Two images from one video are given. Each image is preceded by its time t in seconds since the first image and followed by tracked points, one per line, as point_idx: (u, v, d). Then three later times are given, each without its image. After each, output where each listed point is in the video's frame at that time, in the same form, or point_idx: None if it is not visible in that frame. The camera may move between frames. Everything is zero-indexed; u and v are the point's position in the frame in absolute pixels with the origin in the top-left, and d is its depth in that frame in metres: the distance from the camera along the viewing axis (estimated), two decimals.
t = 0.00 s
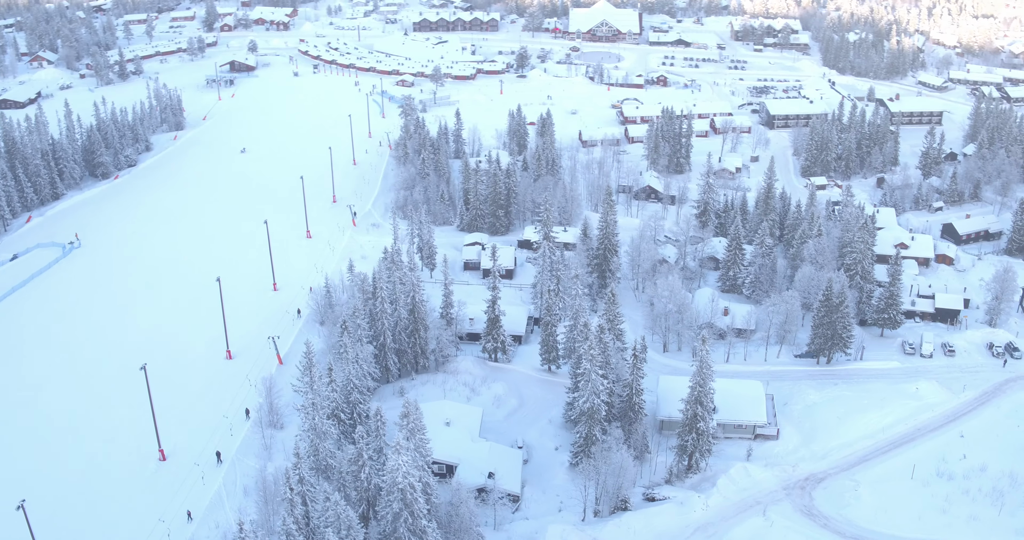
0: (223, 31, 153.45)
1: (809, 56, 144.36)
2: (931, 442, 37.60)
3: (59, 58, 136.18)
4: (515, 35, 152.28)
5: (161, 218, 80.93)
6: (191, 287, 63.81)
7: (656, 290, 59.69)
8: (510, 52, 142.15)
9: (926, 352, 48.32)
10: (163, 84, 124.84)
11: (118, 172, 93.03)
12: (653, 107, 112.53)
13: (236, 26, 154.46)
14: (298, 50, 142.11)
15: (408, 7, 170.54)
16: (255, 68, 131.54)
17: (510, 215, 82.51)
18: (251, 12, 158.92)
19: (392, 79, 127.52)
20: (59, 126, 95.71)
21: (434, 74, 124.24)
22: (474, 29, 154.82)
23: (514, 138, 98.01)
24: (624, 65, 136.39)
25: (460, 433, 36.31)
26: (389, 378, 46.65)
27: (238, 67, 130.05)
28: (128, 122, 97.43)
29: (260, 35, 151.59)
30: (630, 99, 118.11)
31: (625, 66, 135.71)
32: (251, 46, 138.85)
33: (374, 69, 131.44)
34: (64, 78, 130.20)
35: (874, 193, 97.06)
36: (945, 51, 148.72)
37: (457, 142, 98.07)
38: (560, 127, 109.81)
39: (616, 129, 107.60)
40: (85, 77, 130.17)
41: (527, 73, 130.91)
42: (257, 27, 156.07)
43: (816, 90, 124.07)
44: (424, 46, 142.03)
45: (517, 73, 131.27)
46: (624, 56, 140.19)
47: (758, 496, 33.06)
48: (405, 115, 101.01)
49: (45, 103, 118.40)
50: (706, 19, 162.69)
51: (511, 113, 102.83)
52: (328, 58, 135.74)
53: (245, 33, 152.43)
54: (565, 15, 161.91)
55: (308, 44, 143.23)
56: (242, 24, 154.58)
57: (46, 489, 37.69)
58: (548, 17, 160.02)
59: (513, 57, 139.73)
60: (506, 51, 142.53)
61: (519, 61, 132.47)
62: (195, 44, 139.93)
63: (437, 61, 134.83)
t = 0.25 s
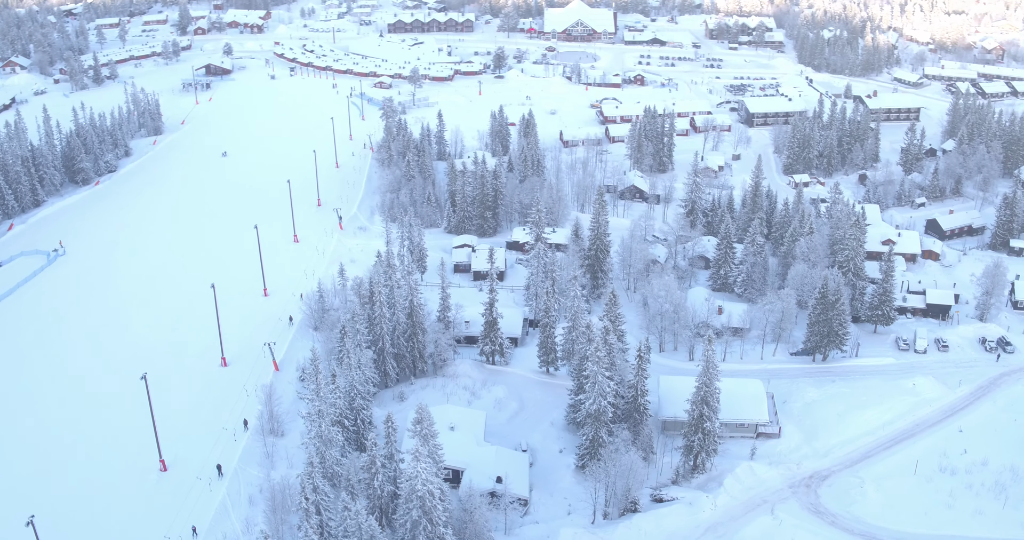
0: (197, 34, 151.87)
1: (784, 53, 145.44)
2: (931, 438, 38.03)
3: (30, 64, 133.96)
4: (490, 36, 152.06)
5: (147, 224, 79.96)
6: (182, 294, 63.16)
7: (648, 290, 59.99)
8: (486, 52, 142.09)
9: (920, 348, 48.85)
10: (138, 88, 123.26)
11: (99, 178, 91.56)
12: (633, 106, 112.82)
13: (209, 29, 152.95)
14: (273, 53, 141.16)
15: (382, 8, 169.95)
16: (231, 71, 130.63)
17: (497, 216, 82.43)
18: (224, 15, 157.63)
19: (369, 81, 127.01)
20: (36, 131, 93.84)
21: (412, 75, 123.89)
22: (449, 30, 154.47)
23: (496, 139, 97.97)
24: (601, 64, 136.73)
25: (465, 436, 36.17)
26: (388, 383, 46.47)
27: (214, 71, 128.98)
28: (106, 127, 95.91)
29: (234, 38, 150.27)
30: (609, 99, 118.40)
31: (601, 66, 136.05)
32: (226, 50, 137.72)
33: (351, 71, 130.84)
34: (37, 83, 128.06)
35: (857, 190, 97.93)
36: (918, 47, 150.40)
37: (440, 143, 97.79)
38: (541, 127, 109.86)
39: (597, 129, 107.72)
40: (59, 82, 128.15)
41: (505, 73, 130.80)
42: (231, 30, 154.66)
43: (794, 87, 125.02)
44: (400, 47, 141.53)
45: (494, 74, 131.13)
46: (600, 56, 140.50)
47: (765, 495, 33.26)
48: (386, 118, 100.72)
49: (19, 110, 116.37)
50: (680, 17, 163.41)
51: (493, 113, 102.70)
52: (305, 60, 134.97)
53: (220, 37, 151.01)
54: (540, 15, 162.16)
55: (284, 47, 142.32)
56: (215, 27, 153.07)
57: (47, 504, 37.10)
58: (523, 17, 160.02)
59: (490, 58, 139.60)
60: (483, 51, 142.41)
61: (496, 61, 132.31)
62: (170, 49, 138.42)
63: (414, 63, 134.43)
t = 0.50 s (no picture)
0: (170, 38, 150.14)
1: (759, 51, 146.51)
2: (931, 433, 38.45)
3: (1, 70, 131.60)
4: (465, 37, 151.79)
5: (133, 230, 78.97)
6: (173, 301, 62.50)
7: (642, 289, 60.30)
8: (461, 54, 141.94)
9: (914, 343, 49.39)
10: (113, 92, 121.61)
11: (79, 184, 90.06)
12: (612, 106, 113.08)
13: (182, 33, 151.32)
14: (248, 57, 140.10)
15: (355, 11, 169.20)
16: (206, 75, 129.51)
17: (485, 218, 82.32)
18: (197, 19, 156.05)
19: (346, 84, 126.43)
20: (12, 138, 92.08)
21: (390, 77, 123.45)
22: (424, 31, 154.09)
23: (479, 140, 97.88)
24: (577, 64, 136.98)
25: (471, 441, 36.06)
26: (387, 388, 46.28)
27: (189, 75, 127.77)
28: (85, 132, 94.41)
29: (208, 42, 148.82)
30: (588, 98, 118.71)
31: (577, 65, 136.31)
32: (200, 53, 136.46)
33: (328, 73, 130.24)
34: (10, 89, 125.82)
35: (840, 186, 98.79)
36: (891, 43, 152.16)
37: (422, 145, 97.56)
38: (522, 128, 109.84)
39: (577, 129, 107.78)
40: (32, 88, 126.00)
41: (483, 74, 130.60)
42: (204, 34, 153.12)
43: (771, 85, 126.01)
44: (375, 49, 140.99)
45: (472, 74, 130.89)
46: (576, 55, 140.72)
47: (772, 493, 33.45)
48: (367, 120, 100.41)
49: None
50: (654, 16, 164.07)
51: (475, 115, 102.55)
52: (281, 63, 134.09)
53: (193, 40, 149.44)
54: (514, 15, 162.01)
55: (258, 50, 141.35)
56: (188, 31, 151.45)
57: (49, 518, 36.52)
58: (497, 18, 160.00)
59: (466, 59, 139.49)
60: (458, 53, 142.25)
61: (473, 62, 132.09)
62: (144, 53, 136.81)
63: (390, 64, 133.99)
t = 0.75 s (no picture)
0: (142, 43, 148.23)
1: (733, 49, 147.44)
2: (931, 428, 38.86)
3: None
4: (439, 38, 151.36)
5: (117, 235, 77.88)
6: (163, 307, 61.75)
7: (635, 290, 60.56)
8: (437, 55, 141.59)
9: (907, 339, 49.90)
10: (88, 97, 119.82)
11: (58, 192, 88.44)
12: (591, 106, 113.23)
13: (155, 38, 149.56)
14: (223, 61, 138.90)
15: (327, 13, 168.29)
16: (182, 79, 128.23)
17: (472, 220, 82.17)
18: (169, 23, 154.31)
19: (323, 87, 125.72)
20: None
21: (368, 80, 122.87)
22: (398, 33, 153.56)
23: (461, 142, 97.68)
24: (553, 64, 137.14)
25: (477, 444, 35.94)
26: (387, 393, 46.09)
27: (164, 79, 126.38)
28: (62, 138, 92.72)
29: (181, 46, 147.23)
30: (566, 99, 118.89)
31: (553, 66, 136.45)
32: (174, 58, 135.07)
33: (304, 76, 129.52)
34: None
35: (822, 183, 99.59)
36: (864, 41, 153.67)
37: (404, 148, 97.21)
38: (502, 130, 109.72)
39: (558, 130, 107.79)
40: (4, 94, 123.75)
41: (460, 75, 130.25)
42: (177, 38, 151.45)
43: (748, 83, 126.83)
44: (351, 52, 140.31)
45: (449, 75, 130.49)
46: (551, 56, 140.86)
47: (778, 491, 33.63)
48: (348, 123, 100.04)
49: None
50: (628, 15, 164.63)
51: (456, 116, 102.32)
52: (257, 67, 133.08)
53: (166, 45, 147.73)
54: (487, 16, 161.67)
55: (233, 54, 140.22)
56: (161, 35, 149.69)
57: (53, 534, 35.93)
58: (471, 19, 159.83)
59: (442, 60, 139.15)
60: (434, 54, 141.92)
61: (450, 63, 131.75)
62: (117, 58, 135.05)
63: (366, 67, 133.46)
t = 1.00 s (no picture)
0: (115, 48, 146.33)
1: (708, 48, 148.28)
2: (930, 422, 39.31)
3: None
4: (414, 40, 150.92)
5: (102, 240, 76.83)
6: (155, 313, 60.99)
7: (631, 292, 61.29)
8: (412, 57, 141.24)
9: (901, 334, 50.44)
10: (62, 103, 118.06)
11: (38, 199, 86.76)
12: (570, 106, 113.54)
13: (128, 42, 147.78)
14: (197, 65, 137.74)
15: (300, 16, 167.33)
16: (157, 84, 126.91)
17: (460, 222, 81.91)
18: (141, 27, 152.54)
19: (300, 90, 125.08)
20: None
21: (346, 82, 122.04)
22: (373, 35, 153.03)
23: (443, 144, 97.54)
24: (529, 65, 137.29)
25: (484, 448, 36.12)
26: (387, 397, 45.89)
27: (139, 84, 124.91)
28: (40, 145, 90.94)
29: (154, 50, 145.68)
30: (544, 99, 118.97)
31: (529, 66, 136.56)
32: (149, 62, 133.69)
33: (280, 80, 128.82)
34: None
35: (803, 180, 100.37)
36: (837, 38, 154.91)
37: (387, 150, 96.85)
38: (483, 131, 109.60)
39: (539, 131, 107.74)
40: None
41: (437, 76, 129.91)
42: (150, 42, 149.81)
43: (726, 81, 127.63)
44: (326, 55, 139.71)
45: (426, 78, 130.16)
46: (527, 56, 141.07)
47: (784, 489, 33.83)
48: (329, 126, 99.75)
49: None
50: (602, 15, 165.19)
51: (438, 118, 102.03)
52: (232, 71, 132.16)
53: (139, 49, 146.03)
54: (461, 17, 160.20)
55: (207, 58, 139.11)
56: (134, 40, 147.97)
57: None
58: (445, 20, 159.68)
59: (418, 62, 138.77)
60: (409, 56, 141.56)
61: (426, 65, 131.40)
62: (90, 63, 133.26)
63: (342, 70, 132.93)
